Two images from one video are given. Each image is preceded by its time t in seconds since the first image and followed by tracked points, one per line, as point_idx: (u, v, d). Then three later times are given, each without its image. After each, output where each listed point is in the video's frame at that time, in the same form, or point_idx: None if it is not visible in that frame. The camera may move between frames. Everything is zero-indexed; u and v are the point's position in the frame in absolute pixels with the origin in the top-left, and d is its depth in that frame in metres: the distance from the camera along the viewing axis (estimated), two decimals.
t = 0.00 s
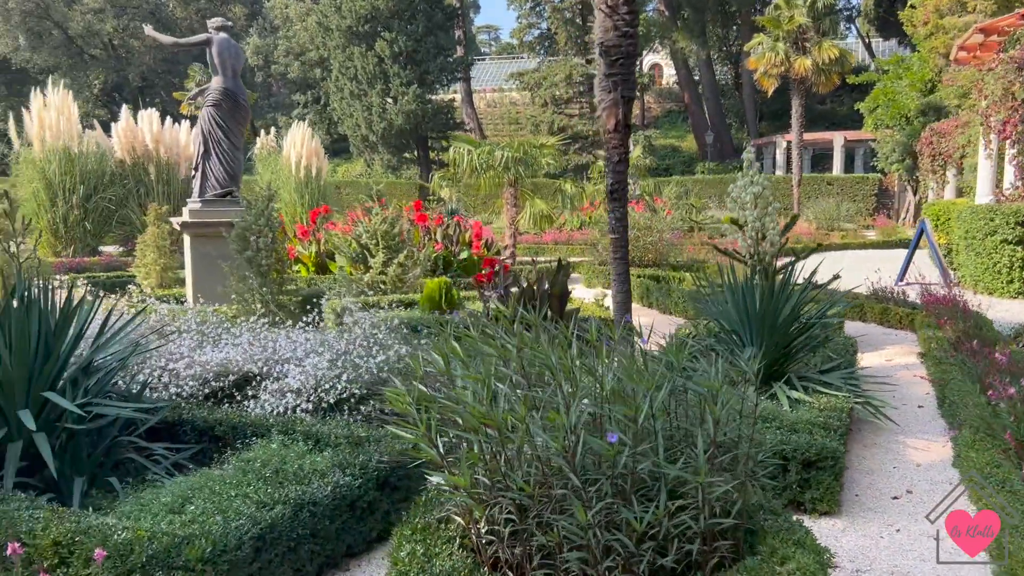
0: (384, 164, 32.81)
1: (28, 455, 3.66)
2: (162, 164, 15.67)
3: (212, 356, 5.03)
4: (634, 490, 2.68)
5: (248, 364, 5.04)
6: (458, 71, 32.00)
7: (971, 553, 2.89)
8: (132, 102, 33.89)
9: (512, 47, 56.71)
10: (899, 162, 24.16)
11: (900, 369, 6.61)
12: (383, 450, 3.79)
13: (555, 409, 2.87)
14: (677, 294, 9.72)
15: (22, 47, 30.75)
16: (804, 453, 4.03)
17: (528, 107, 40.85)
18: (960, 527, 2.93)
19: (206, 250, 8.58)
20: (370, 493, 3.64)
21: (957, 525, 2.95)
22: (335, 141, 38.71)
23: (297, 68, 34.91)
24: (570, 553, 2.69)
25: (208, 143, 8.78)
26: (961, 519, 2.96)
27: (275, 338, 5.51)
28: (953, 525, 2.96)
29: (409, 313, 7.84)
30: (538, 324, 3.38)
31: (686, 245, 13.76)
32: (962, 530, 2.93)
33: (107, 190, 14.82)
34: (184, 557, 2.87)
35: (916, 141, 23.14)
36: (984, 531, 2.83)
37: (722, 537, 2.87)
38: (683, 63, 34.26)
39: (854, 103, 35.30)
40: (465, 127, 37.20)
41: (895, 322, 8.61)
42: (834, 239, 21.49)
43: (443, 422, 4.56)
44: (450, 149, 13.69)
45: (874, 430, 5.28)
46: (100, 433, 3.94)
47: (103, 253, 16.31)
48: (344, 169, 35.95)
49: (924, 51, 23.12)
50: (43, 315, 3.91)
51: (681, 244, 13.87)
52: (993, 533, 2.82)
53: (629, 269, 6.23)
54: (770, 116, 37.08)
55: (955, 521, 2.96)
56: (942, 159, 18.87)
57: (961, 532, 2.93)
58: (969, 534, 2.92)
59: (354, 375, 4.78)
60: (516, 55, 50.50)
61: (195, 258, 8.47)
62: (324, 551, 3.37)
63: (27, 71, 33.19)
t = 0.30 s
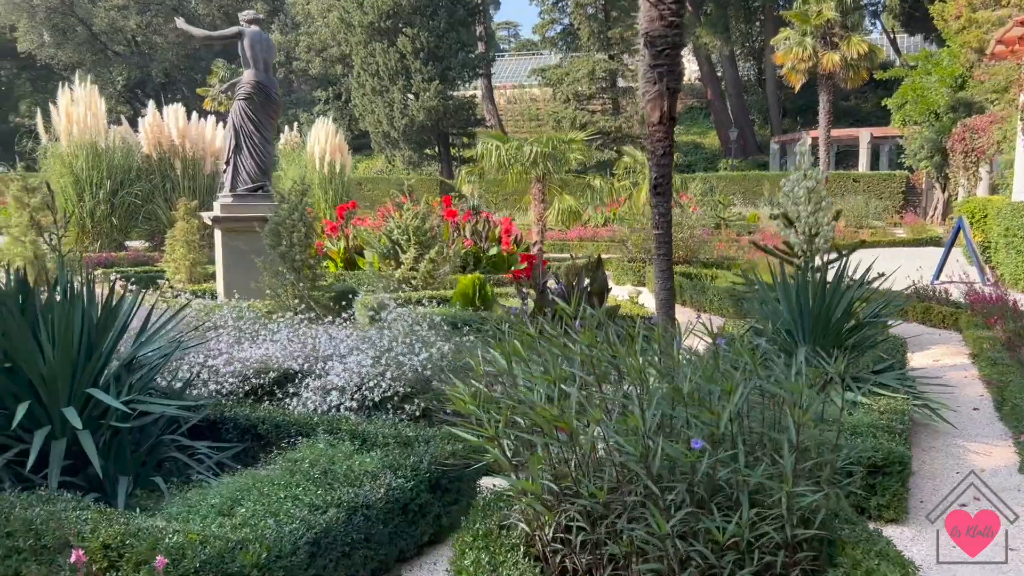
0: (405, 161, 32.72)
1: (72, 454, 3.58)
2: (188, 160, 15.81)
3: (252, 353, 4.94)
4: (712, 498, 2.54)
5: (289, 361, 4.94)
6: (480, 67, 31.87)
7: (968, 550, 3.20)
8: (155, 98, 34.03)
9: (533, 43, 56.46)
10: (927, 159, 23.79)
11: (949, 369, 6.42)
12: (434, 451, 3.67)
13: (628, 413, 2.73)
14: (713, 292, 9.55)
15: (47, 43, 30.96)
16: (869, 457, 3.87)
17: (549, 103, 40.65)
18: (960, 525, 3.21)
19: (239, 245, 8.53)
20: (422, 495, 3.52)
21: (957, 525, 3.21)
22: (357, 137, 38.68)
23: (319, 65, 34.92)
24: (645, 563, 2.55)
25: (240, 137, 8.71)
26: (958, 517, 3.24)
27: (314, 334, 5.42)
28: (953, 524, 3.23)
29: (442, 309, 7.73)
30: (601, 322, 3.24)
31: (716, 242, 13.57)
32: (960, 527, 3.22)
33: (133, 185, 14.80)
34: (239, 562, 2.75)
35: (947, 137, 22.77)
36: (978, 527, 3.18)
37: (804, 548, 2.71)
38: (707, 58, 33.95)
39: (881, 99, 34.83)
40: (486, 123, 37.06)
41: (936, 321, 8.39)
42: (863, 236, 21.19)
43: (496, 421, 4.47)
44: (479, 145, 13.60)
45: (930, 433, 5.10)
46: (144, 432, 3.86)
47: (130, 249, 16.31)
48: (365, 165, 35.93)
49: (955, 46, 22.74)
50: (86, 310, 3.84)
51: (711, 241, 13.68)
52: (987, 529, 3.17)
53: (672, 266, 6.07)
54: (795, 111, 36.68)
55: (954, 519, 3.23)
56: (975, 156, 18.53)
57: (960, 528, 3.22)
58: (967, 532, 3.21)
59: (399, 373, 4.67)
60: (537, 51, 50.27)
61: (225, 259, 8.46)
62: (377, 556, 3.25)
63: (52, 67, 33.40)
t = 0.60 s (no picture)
0: (428, 157, 32.60)
1: (119, 459, 3.49)
2: (216, 156, 15.74)
3: (294, 354, 4.82)
4: (805, 519, 2.37)
5: (332, 363, 4.81)
6: (503, 63, 31.69)
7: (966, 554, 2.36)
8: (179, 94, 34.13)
9: (555, 38, 56.13)
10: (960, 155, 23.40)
11: (1008, 375, 6.17)
12: (490, 460, 3.53)
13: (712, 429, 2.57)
14: (753, 293, 9.38)
15: (74, 39, 31.17)
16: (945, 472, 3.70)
17: (572, 99, 40.40)
18: (958, 524, 2.35)
19: (273, 242, 8.49)
20: (479, 506, 3.38)
21: (955, 525, 2.34)
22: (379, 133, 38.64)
23: (342, 60, 34.96)
24: None
25: (273, 134, 8.63)
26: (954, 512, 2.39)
27: (355, 335, 5.30)
28: (949, 522, 2.36)
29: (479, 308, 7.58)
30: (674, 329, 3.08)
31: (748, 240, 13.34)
32: (959, 527, 2.35)
33: (161, 181, 14.79)
34: None
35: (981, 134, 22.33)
36: (980, 526, 2.34)
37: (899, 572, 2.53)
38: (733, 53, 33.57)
39: (910, 95, 34.31)
40: (509, 119, 36.90)
41: (986, 323, 8.16)
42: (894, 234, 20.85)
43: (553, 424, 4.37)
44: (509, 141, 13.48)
45: (996, 442, 4.88)
46: (191, 437, 3.75)
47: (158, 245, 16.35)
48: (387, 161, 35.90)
49: (991, 40, 22.28)
50: (132, 311, 3.74)
51: (743, 239, 13.45)
52: (989, 529, 2.35)
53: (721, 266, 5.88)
54: (821, 107, 36.05)
55: (950, 515, 2.36)
56: (1012, 152, 18.13)
57: (959, 528, 2.34)
58: (966, 531, 2.36)
59: (446, 376, 4.54)
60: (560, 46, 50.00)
61: (259, 261, 8.43)
62: (435, 571, 3.12)
63: (78, 63, 33.59)
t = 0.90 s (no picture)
0: (455, 152, 32.52)
1: (174, 462, 3.42)
2: (248, 151, 15.69)
3: (343, 353, 4.74)
4: (906, 537, 2.21)
5: (381, 362, 4.72)
6: (531, 57, 31.52)
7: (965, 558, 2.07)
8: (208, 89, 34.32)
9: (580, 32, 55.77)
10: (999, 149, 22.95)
11: None
12: (553, 466, 3.40)
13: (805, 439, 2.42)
14: (798, 290, 9.19)
15: (104, 36, 31.44)
16: None
17: (599, 93, 40.16)
18: (955, 523, 2.06)
19: (310, 238, 8.45)
20: (543, 514, 3.25)
21: (953, 523, 2.05)
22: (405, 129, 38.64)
23: (369, 56, 34.99)
24: None
25: (311, 128, 8.59)
26: (950, 508, 2.10)
27: (403, 334, 5.21)
28: (946, 520, 2.07)
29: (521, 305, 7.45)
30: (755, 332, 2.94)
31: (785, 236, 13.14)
32: (955, 526, 2.07)
33: (194, 176, 14.84)
34: None
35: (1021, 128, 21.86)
36: (976, 526, 2.05)
37: None
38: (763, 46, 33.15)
39: (944, 88, 33.71)
40: (536, 114, 36.75)
41: None
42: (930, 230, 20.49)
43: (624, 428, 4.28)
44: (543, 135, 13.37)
45: None
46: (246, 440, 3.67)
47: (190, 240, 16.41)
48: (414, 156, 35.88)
49: None
50: (184, 309, 3.66)
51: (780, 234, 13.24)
52: (989, 529, 2.05)
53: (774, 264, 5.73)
54: (853, 101, 35.36)
55: (947, 512, 2.08)
56: None
57: (955, 527, 2.06)
58: (965, 530, 2.07)
59: (499, 377, 4.41)
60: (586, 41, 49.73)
61: (296, 256, 8.42)
62: None
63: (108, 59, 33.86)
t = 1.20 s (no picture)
0: (485, 146, 32.40)
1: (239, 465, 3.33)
2: (284, 146, 15.64)
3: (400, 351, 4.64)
4: None
5: (439, 361, 4.62)
6: (562, 50, 31.29)
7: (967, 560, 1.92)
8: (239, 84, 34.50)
9: (609, 25, 55.28)
10: None
11: None
12: (631, 473, 3.25)
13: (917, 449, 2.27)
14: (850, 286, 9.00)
15: (138, 32, 31.67)
16: None
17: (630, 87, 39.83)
18: (955, 522, 1.92)
19: (354, 233, 8.41)
20: (622, 524, 3.11)
21: (953, 523, 1.90)
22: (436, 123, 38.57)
23: (399, 50, 34.96)
24: None
25: (355, 122, 8.52)
26: (951, 506, 1.95)
27: (459, 332, 5.10)
28: (945, 519, 1.93)
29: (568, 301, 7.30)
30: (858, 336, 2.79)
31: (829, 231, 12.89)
32: (955, 526, 1.92)
33: (231, 170, 14.85)
34: None
35: None
36: (979, 525, 1.90)
37: None
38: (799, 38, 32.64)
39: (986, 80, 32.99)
40: (567, 108, 36.51)
41: None
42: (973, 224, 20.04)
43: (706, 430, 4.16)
44: (582, 128, 13.19)
45: None
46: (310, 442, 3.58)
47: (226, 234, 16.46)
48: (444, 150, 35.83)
49: None
50: (248, 306, 3.57)
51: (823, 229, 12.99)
52: (992, 529, 1.89)
53: (839, 263, 5.54)
54: (890, 93, 34.63)
55: (946, 510, 1.94)
56: None
57: (955, 526, 1.92)
58: (966, 530, 1.92)
59: (562, 378, 4.27)
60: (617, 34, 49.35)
61: (341, 253, 8.40)
62: None
63: (141, 55, 34.08)
